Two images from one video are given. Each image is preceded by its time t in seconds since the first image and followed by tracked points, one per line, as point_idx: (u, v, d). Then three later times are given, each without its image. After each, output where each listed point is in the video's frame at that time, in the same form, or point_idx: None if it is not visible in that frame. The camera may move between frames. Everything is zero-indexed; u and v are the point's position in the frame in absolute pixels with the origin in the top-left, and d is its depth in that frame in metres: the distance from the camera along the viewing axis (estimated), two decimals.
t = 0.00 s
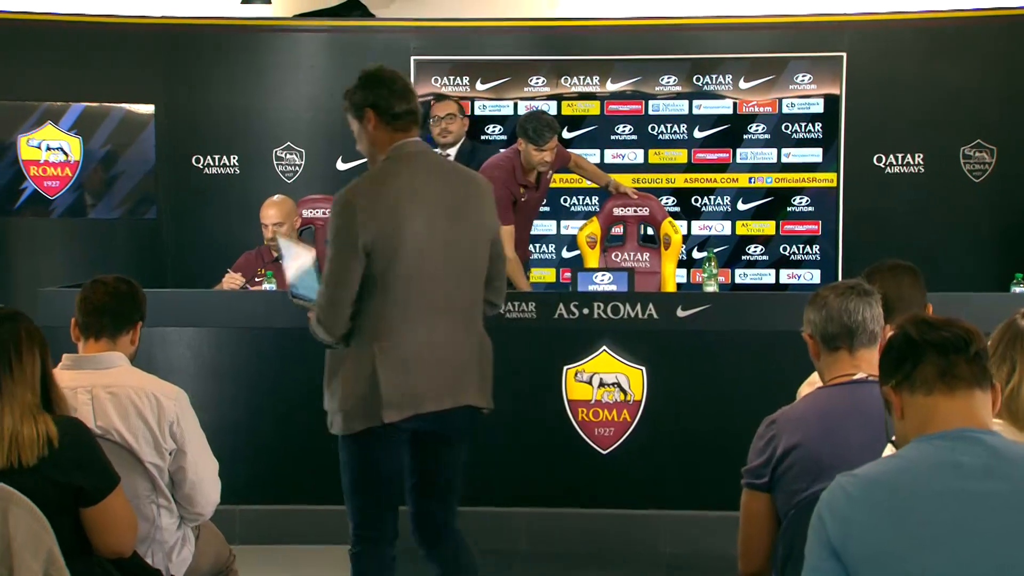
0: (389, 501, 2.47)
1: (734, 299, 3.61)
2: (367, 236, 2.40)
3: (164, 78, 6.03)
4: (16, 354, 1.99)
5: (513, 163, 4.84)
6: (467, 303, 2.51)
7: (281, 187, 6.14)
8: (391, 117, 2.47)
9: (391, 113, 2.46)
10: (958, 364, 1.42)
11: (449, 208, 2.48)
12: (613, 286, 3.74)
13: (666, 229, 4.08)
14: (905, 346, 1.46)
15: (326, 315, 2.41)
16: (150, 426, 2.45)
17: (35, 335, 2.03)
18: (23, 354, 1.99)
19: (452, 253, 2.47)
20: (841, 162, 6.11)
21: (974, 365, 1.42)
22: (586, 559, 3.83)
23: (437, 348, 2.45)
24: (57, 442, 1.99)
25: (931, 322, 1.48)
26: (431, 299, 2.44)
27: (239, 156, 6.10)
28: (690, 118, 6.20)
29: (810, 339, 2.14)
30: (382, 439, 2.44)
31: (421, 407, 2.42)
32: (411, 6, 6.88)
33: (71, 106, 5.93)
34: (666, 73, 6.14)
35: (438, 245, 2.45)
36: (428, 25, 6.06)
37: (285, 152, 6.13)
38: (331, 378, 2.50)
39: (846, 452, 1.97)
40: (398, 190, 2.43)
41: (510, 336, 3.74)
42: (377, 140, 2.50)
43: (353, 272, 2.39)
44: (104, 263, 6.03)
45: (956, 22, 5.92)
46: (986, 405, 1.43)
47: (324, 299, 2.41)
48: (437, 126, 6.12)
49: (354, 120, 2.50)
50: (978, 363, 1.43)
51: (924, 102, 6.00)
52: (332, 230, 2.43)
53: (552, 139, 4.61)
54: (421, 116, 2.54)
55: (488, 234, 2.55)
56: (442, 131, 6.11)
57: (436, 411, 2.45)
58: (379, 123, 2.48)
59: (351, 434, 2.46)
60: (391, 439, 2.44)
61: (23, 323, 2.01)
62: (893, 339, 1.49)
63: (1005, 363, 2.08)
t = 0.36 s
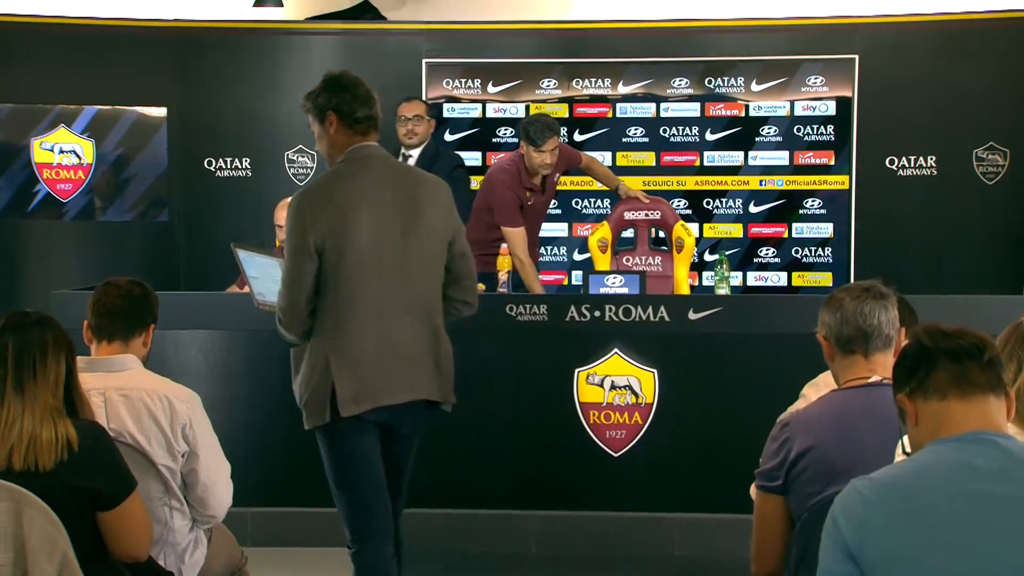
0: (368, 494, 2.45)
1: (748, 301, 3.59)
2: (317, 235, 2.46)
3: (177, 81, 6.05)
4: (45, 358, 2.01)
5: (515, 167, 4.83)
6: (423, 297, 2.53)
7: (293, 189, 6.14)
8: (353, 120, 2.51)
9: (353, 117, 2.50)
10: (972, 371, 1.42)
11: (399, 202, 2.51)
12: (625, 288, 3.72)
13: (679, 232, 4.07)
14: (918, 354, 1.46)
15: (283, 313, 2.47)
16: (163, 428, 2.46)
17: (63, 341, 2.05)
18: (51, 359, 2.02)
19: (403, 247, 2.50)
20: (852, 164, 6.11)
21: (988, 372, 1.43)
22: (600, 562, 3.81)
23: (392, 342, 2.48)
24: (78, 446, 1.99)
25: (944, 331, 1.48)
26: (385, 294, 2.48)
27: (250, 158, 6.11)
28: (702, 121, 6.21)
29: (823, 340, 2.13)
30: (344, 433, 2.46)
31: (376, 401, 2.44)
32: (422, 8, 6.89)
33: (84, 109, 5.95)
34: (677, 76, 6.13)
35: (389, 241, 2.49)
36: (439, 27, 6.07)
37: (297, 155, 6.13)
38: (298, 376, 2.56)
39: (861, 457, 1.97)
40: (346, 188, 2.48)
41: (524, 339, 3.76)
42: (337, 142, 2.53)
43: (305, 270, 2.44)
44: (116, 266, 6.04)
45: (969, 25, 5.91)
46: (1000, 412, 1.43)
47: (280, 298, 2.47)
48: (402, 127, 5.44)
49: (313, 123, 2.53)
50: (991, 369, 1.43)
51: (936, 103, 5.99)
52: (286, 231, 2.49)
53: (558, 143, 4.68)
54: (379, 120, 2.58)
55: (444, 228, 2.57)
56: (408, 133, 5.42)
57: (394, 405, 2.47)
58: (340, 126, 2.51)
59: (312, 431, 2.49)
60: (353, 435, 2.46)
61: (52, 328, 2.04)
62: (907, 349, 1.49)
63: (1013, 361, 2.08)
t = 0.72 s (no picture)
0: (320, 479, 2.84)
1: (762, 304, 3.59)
2: (304, 232, 2.72)
3: (191, 85, 6.06)
4: (60, 360, 2.01)
5: (508, 164, 4.97)
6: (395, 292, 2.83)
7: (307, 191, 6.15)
8: (327, 120, 2.78)
9: (327, 116, 2.77)
10: (987, 378, 1.42)
11: (375, 204, 2.80)
12: (637, 291, 3.71)
13: (696, 235, 4.03)
14: (933, 363, 1.46)
15: (269, 308, 2.72)
16: (176, 430, 2.46)
17: (77, 344, 2.05)
18: (67, 361, 2.02)
19: (378, 245, 2.80)
20: (866, 167, 6.10)
21: (1003, 379, 1.42)
22: (613, 564, 3.82)
23: (369, 333, 2.77)
24: (90, 449, 2.00)
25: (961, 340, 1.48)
26: (363, 290, 2.77)
27: (264, 161, 6.09)
28: (715, 123, 6.21)
29: (844, 336, 2.12)
30: (320, 420, 2.77)
31: (353, 390, 2.73)
32: (435, 12, 6.86)
33: (99, 112, 5.97)
34: (691, 78, 6.15)
35: (368, 240, 2.78)
36: (452, 30, 6.07)
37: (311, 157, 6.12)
38: (277, 365, 2.83)
39: (870, 457, 1.96)
40: (328, 188, 2.74)
41: (538, 341, 3.76)
42: (312, 141, 2.80)
43: (292, 263, 2.69)
44: (130, 268, 6.06)
45: (984, 26, 5.89)
46: (1018, 419, 1.42)
47: (266, 293, 2.71)
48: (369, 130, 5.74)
49: (288, 123, 2.78)
50: (1006, 377, 1.42)
51: (953, 104, 5.96)
52: (270, 228, 2.72)
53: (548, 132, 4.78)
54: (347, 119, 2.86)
55: (413, 229, 2.88)
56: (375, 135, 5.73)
57: (369, 395, 2.76)
58: (315, 125, 2.78)
59: (293, 416, 2.79)
60: (329, 420, 2.77)
61: (67, 332, 2.05)
62: (925, 359, 1.48)
63: None
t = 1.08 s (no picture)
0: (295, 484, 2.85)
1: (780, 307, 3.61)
2: (275, 237, 2.78)
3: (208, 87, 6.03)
4: (78, 361, 2.02)
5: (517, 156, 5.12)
6: (361, 294, 2.91)
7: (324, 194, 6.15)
8: (292, 128, 2.82)
9: (293, 125, 2.81)
10: (1004, 383, 1.42)
11: (343, 208, 2.87)
12: (654, 293, 3.75)
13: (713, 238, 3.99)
14: (948, 370, 1.46)
15: (239, 313, 2.76)
16: (194, 432, 2.46)
17: (95, 346, 2.06)
18: (85, 362, 2.03)
19: (345, 248, 2.87)
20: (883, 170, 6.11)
21: (1020, 384, 1.41)
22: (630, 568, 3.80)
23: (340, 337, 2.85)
24: (108, 451, 2.00)
25: (976, 347, 1.47)
26: (333, 294, 2.85)
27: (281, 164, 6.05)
28: (733, 125, 6.23)
29: (865, 336, 2.10)
30: (291, 423, 2.83)
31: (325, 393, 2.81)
32: (453, 14, 6.83)
33: (117, 115, 6.00)
34: (708, 81, 6.17)
35: (338, 243, 2.86)
36: (469, 33, 6.08)
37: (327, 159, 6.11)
38: (244, 370, 2.89)
39: (890, 460, 1.96)
40: (297, 193, 2.80)
41: (556, 345, 3.76)
42: (276, 148, 2.84)
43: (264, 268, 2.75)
44: (148, 271, 6.07)
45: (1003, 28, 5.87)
46: None
47: (236, 299, 2.76)
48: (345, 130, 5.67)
49: (252, 134, 2.81)
50: None
51: (973, 106, 5.93)
52: (239, 235, 2.78)
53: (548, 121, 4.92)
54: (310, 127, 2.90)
55: (379, 232, 2.96)
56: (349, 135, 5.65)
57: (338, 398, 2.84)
58: (280, 134, 2.82)
59: (261, 420, 2.84)
60: (299, 423, 2.84)
61: (85, 333, 2.05)
62: (940, 365, 1.48)
63: None
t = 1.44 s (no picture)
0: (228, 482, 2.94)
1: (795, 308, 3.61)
2: (205, 238, 2.85)
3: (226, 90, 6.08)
4: (95, 364, 2.01)
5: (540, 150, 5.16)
6: (292, 294, 2.97)
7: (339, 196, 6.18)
8: (228, 127, 2.91)
9: (228, 124, 2.91)
10: None
11: (271, 209, 2.95)
12: (672, 296, 3.73)
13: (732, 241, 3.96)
14: (968, 374, 1.44)
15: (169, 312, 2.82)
16: (211, 436, 2.45)
17: (112, 349, 2.05)
18: (102, 366, 2.02)
19: (276, 249, 2.94)
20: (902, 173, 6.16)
21: None
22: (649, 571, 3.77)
23: (270, 336, 2.91)
24: (125, 455, 1.99)
25: (996, 351, 1.46)
26: (266, 294, 2.92)
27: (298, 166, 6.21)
28: (751, 127, 6.27)
29: (885, 338, 2.07)
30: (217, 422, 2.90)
31: (253, 391, 2.87)
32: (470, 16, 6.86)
33: (134, 117, 6.01)
34: (727, 82, 6.21)
35: (270, 244, 2.93)
36: (486, 35, 6.14)
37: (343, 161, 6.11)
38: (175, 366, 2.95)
39: (914, 465, 1.94)
40: (225, 194, 2.88)
41: (575, 347, 3.75)
42: (211, 147, 2.93)
43: (193, 268, 2.81)
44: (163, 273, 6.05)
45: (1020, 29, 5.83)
46: None
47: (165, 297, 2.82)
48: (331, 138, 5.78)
49: (187, 133, 2.90)
50: None
51: (992, 108, 5.91)
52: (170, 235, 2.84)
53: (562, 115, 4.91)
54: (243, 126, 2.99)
55: (310, 233, 3.03)
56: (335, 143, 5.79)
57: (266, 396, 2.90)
58: (216, 133, 2.91)
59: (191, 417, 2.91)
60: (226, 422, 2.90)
61: (103, 336, 2.05)
62: (960, 370, 1.47)
63: None
